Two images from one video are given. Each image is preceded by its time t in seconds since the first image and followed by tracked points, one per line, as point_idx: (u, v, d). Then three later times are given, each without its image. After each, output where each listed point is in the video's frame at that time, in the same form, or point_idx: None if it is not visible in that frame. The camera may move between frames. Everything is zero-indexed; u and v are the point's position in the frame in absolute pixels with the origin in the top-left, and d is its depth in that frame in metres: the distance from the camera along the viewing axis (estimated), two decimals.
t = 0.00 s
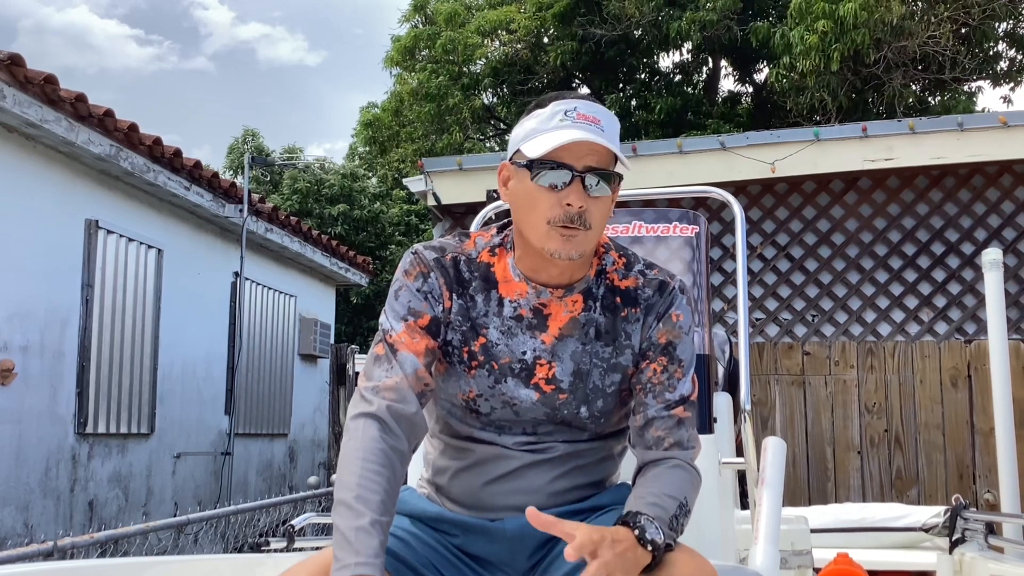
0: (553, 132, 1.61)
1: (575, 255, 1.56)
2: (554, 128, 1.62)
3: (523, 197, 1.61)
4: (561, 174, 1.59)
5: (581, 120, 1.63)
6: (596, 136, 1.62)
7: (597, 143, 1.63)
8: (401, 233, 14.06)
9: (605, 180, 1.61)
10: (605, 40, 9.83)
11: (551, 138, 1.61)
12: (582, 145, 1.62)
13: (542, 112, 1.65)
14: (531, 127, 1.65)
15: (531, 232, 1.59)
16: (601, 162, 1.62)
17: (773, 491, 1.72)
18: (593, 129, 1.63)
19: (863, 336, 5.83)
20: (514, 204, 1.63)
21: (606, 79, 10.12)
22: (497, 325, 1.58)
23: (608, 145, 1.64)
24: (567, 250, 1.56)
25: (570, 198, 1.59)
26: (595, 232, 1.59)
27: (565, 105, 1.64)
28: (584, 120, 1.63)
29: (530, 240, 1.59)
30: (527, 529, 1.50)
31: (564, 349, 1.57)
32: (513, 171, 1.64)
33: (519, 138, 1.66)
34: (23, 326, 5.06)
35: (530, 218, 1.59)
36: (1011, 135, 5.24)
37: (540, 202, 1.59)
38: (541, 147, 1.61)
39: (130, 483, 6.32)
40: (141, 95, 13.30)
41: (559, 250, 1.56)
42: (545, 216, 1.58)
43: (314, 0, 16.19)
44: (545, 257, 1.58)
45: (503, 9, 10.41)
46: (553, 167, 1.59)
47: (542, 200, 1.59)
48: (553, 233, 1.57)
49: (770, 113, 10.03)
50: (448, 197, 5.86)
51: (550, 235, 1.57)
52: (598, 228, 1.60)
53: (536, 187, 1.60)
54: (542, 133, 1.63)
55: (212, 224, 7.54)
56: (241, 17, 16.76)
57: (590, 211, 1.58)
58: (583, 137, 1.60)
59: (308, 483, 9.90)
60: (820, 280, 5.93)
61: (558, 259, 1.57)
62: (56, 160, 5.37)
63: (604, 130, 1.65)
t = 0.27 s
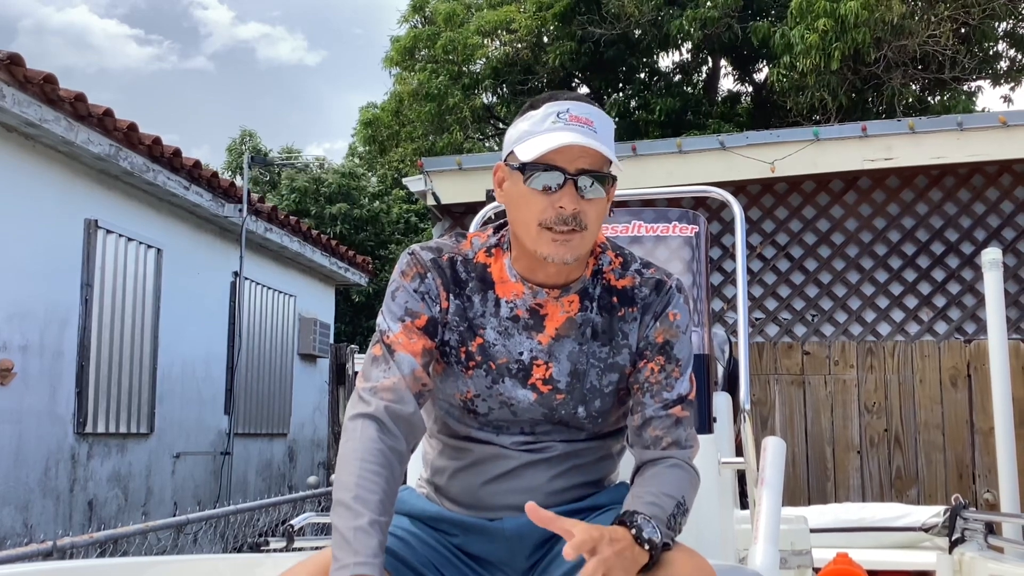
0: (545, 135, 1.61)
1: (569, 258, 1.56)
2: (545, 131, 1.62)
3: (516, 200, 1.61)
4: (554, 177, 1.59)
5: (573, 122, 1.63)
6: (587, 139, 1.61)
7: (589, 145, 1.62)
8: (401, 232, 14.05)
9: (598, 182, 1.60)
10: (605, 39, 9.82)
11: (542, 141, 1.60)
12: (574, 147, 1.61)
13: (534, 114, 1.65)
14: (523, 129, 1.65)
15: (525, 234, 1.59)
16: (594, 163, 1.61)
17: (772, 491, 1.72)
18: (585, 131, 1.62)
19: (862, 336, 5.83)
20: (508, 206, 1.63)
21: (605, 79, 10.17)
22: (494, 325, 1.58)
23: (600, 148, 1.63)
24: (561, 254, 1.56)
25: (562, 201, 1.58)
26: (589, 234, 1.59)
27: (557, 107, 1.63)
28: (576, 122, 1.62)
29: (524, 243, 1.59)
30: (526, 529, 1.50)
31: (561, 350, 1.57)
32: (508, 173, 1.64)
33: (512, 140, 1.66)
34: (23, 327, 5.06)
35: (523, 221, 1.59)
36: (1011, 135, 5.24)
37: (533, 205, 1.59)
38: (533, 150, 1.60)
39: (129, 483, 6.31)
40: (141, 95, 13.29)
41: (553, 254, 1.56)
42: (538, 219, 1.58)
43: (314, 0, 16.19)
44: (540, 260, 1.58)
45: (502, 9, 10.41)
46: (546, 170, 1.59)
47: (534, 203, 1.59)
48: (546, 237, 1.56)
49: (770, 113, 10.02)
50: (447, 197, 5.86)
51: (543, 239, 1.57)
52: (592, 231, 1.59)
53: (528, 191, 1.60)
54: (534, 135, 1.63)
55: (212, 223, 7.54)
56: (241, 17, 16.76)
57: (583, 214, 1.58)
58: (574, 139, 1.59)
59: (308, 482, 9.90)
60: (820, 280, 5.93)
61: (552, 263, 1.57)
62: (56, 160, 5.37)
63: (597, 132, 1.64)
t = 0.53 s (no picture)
0: (530, 156, 1.58)
1: (556, 275, 1.58)
2: (531, 150, 1.59)
3: (505, 215, 1.61)
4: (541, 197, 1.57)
5: (559, 141, 1.60)
6: (572, 161, 1.57)
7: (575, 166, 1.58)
8: (400, 232, 14.06)
9: (585, 203, 1.57)
10: (605, 39, 9.83)
11: (526, 163, 1.57)
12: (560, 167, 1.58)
13: (522, 129, 1.62)
14: (513, 142, 1.63)
15: (514, 250, 1.60)
16: (579, 186, 1.56)
17: (772, 491, 1.72)
18: (572, 151, 1.59)
19: (862, 336, 5.84)
20: (500, 218, 1.63)
21: (605, 79, 10.14)
22: (493, 326, 1.58)
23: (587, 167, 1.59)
24: (548, 271, 1.57)
25: (549, 220, 1.56)
26: (579, 252, 1.58)
27: (543, 126, 1.61)
28: (562, 143, 1.59)
29: (516, 255, 1.60)
30: (525, 528, 1.50)
31: (560, 351, 1.57)
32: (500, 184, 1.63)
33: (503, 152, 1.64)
34: (23, 327, 5.06)
35: (512, 236, 1.59)
36: (1011, 135, 5.24)
37: (519, 223, 1.58)
38: (518, 170, 1.58)
39: (129, 483, 6.32)
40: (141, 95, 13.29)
41: (540, 272, 1.57)
42: (524, 237, 1.57)
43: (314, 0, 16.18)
44: (529, 275, 1.59)
45: (502, 9, 10.41)
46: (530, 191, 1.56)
47: (521, 221, 1.58)
48: (533, 254, 1.56)
49: (770, 113, 10.02)
50: (447, 197, 5.86)
51: (530, 256, 1.57)
52: (582, 247, 1.58)
53: (514, 209, 1.59)
54: (521, 152, 1.60)
55: (212, 223, 7.55)
56: (241, 17, 16.77)
57: (570, 233, 1.56)
58: (558, 163, 1.56)
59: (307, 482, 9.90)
60: (820, 280, 5.93)
61: (540, 278, 1.58)
62: (55, 160, 5.37)
63: (585, 150, 1.60)
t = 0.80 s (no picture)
0: (529, 156, 1.59)
1: (555, 274, 1.57)
2: (531, 150, 1.59)
3: (505, 215, 1.61)
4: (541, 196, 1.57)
5: (559, 142, 1.60)
6: (572, 161, 1.57)
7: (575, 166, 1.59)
8: (399, 232, 14.05)
9: (585, 202, 1.57)
10: (605, 39, 9.83)
11: (527, 163, 1.58)
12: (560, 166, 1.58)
13: (523, 129, 1.62)
14: (514, 141, 1.63)
15: (514, 250, 1.59)
16: (579, 185, 1.56)
17: (772, 490, 1.72)
18: (572, 152, 1.59)
19: (862, 336, 5.84)
20: (499, 218, 1.63)
21: (605, 79, 10.13)
22: (493, 326, 1.58)
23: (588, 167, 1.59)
24: (547, 270, 1.57)
25: (548, 220, 1.56)
26: (578, 252, 1.58)
27: (544, 126, 1.61)
28: (562, 143, 1.60)
29: (515, 255, 1.60)
30: (525, 528, 1.51)
31: (559, 351, 1.57)
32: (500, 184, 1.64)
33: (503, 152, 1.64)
34: (22, 326, 5.06)
35: (512, 235, 1.59)
36: (1010, 135, 5.24)
37: (519, 222, 1.58)
38: (518, 170, 1.58)
39: (129, 483, 6.32)
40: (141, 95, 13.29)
41: (539, 271, 1.57)
42: (524, 236, 1.57)
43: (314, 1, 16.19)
44: (528, 274, 1.59)
45: (502, 9, 10.41)
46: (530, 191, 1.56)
47: (519, 221, 1.58)
48: (533, 253, 1.56)
49: (770, 113, 10.02)
50: (447, 197, 5.86)
51: (529, 255, 1.57)
52: (581, 247, 1.58)
53: (514, 208, 1.59)
54: (521, 151, 1.60)
55: (212, 223, 7.55)
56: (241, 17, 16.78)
57: (569, 232, 1.56)
58: (559, 162, 1.56)
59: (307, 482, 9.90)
60: (819, 280, 5.94)
61: (540, 277, 1.58)
62: (55, 160, 5.37)
63: (586, 151, 1.60)
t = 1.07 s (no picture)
0: (520, 160, 1.59)
1: (547, 277, 1.57)
2: (523, 156, 1.60)
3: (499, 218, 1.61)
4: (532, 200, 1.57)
5: (551, 147, 1.59)
6: (562, 167, 1.57)
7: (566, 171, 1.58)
8: (399, 232, 14.04)
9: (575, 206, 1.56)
10: (605, 38, 9.83)
11: (517, 169, 1.57)
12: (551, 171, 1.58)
13: (517, 134, 1.62)
14: (508, 146, 1.63)
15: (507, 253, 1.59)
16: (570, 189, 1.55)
17: (773, 490, 1.71)
18: (562, 157, 1.58)
19: (862, 336, 5.85)
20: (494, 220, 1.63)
21: (605, 79, 10.13)
22: (493, 325, 1.58)
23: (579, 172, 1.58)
24: (540, 274, 1.57)
25: (540, 224, 1.55)
26: (571, 255, 1.57)
27: (536, 131, 1.61)
28: (553, 149, 1.59)
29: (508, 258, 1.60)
30: (526, 528, 1.51)
31: (559, 349, 1.57)
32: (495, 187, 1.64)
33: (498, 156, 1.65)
34: (22, 326, 5.06)
35: (506, 239, 1.59)
36: (1011, 135, 5.23)
37: (511, 227, 1.58)
38: (510, 174, 1.58)
39: (128, 483, 6.31)
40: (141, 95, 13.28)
41: (531, 275, 1.57)
42: (516, 241, 1.57)
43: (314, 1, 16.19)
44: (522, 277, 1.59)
45: (501, 9, 10.42)
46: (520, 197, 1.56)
47: (512, 226, 1.57)
48: (525, 257, 1.56)
49: (770, 113, 10.01)
50: (447, 196, 5.85)
51: (521, 259, 1.57)
52: (574, 250, 1.57)
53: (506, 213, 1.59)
54: (514, 157, 1.61)
55: (211, 223, 7.55)
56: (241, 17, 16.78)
57: (560, 236, 1.55)
58: (548, 168, 1.56)
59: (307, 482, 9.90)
60: (819, 280, 5.94)
61: (532, 280, 1.58)
62: (55, 160, 5.37)
63: (577, 155, 1.59)
